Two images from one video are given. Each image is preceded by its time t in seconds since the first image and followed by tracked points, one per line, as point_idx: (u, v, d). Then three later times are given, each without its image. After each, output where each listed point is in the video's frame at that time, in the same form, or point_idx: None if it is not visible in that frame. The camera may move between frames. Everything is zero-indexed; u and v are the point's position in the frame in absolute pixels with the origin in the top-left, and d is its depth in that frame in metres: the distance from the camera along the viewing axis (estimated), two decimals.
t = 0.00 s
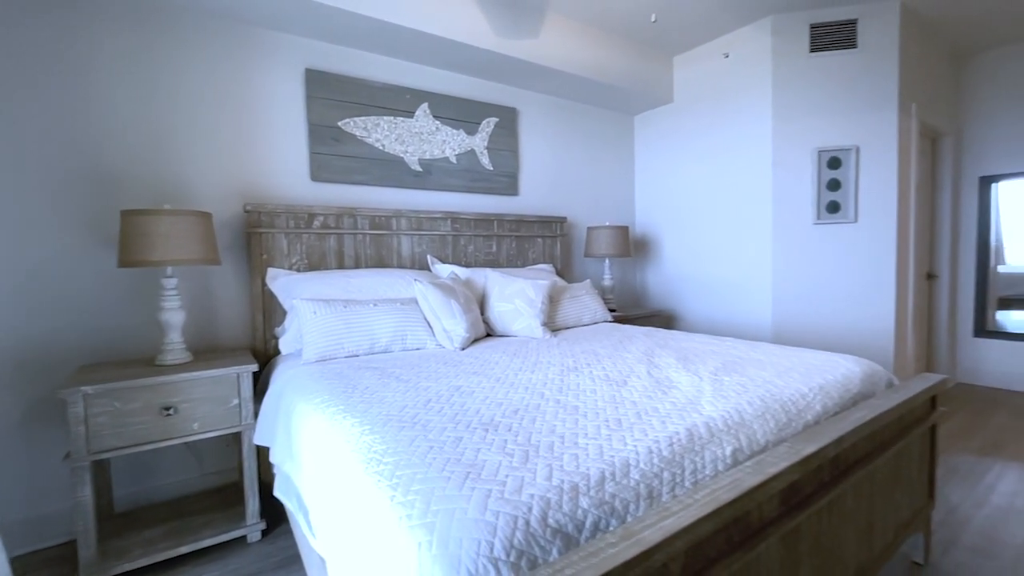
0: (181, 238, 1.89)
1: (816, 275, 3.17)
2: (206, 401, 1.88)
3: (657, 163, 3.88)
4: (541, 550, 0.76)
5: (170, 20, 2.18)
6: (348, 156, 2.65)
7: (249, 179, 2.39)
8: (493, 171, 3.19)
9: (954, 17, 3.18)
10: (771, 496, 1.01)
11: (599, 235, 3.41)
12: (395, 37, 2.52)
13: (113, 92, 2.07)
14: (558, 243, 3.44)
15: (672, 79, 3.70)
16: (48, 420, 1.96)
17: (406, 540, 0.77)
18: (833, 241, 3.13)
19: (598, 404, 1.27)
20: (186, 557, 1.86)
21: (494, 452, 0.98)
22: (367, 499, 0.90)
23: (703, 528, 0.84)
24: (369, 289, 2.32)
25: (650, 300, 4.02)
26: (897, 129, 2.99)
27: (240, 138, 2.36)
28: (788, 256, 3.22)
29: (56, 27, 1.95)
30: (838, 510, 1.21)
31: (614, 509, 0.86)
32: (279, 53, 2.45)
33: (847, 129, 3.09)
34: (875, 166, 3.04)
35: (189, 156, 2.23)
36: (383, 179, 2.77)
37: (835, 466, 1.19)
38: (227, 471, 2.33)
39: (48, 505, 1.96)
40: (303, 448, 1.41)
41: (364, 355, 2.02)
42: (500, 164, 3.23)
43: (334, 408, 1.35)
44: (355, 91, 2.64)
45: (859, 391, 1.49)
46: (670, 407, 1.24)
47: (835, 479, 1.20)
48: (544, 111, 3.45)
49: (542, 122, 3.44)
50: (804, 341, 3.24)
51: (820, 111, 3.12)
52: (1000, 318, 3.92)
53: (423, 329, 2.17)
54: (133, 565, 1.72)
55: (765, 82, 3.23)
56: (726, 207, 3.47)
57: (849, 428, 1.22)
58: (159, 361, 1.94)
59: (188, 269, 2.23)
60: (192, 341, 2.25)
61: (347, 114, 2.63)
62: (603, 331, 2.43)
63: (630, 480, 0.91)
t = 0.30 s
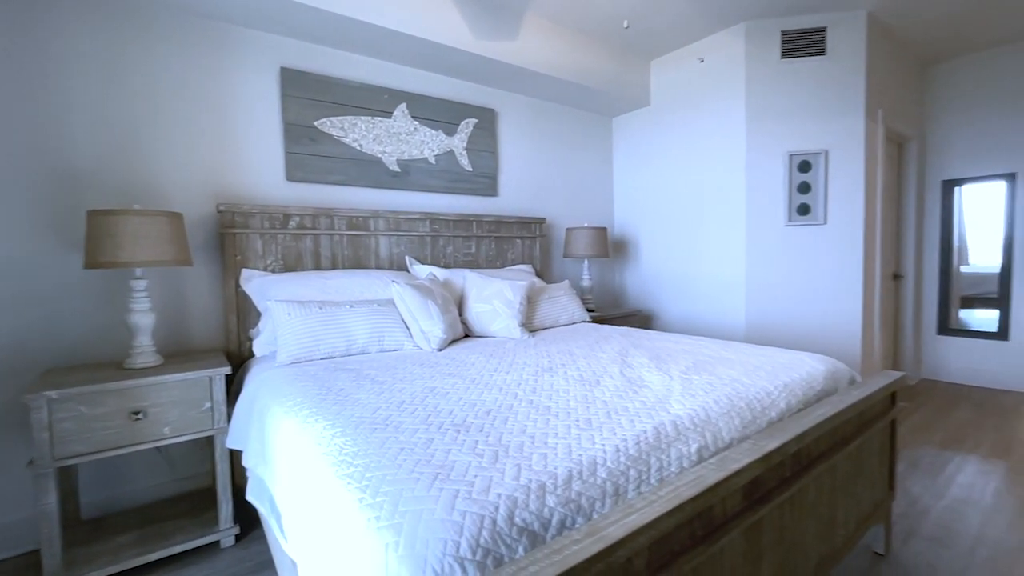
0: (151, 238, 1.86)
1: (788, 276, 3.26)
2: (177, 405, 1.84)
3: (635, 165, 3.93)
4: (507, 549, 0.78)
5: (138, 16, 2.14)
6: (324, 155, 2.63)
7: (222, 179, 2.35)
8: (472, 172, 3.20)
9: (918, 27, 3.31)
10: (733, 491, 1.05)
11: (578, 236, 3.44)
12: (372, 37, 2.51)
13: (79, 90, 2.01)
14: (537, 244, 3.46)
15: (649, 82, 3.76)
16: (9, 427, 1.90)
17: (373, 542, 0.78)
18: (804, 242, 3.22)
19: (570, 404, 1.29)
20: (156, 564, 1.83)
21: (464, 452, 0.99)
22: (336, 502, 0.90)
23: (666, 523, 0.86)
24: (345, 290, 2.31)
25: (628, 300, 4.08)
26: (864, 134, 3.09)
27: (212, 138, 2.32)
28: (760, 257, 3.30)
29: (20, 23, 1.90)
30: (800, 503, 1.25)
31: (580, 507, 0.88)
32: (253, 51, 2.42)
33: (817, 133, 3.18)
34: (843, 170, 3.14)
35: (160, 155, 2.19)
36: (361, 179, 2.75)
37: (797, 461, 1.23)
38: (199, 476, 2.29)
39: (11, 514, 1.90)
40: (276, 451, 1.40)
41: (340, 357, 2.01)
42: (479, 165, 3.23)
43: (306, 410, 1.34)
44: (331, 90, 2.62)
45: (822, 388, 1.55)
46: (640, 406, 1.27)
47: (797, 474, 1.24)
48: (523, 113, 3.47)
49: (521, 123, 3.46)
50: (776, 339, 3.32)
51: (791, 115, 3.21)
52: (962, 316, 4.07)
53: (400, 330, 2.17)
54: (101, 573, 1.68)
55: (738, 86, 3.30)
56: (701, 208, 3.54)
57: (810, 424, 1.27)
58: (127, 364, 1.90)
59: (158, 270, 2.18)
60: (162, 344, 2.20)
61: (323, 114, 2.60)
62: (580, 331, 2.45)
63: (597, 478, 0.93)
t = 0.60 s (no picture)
0: (115, 240, 1.81)
1: (758, 275, 3.34)
2: (142, 410, 1.80)
3: (611, 166, 3.98)
4: (468, 547, 0.79)
5: (101, 11, 2.08)
6: (297, 155, 2.60)
7: (191, 179, 2.30)
8: (449, 172, 3.20)
9: (879, 35, 3.43)
10: (694, 486, 1.08)
11: (554, 237, 3.47)
12: (345, 36, 2.49)
13: (37, 87, 1.95)
14: (514, 244, 3.48)
15: (624, 86, 3.81)
16: None
17: (335, 543, 0.78)
18: (773, 243, 3.31)
19: (539, 403, 1.31)
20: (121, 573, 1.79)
21: (430, 452, 1.00)
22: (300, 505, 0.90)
23: (625, 518, 0.89)
24: (318, 291, 2.29)
25: (605, 300, 4.12)
26: (829, 138, 3.20)
27: (180, 136, 2.27)
28: (732, 258, 3.38)
29: None
30: (761, 496, 1.30)
31: (543, 504, 0.90)
32: (222, 49, 2.38)
33: (785, 137, 3.27)
34: (809, 173, 3.24)
35: (124, 153, 2.14)
36: (335, 179, 2.73)
37: (757, 456, 1.27)
38: (168, 481, 2.24)
39: None
40: (243, 455, 1.38)
41: (313, 359, 2.00)
42: (455, 165, 3.23)
43: (274, 413, 1.33)
44: (303, 89, 2.59)
45: (784, 384, 1.60)
46: (607, 404, 1.30)
47: (758, 468, 1.28)
48: (500, 113, 3.48)
49: (497, 124, 3.47)
50: (747, 338, 3.40)
51: (760, 119, 3.29)
52: (924, 314, 4.23)
53: (374, 331, 2.16)
54: None
55: (710, 90, 3.37)
56: (675, 209, 3.60)
57: (770, 419, 1.32)
58: (90, 369, 1.85)
59: (123, 272, 2.13)
60: (128, 347, 2.15)
61: (295, 113, 2.57)
62: (555, 331, 2.48)
63: (560, 475, 0.95)
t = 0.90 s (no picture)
0: (71, 238, 1.75)
1: (728, 275, 3.42)
2: (101, 414, 1.75)
3: (587, 166, 4.01)
4: (429, 546, 0.79)
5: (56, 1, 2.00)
6: (267, 153, 2.55)
7: (154, 176, 2.24)
8: (424, 171, 3.18)
9: (843, 42, 3.55)
10: (657, 481, 1.10)
11: (530, 237, 3.49)
12: (316, 32, 2.46)
13: None
14: (490, 244, 3.48)
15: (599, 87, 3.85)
16: None
17: (294, 546, 0.77)
18: (743, 244, 3.39)
19: (507, 402, 1.32)
20: None
21: (395, 454, 0.99)
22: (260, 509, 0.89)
23: (586, 515, 0.90)
24: (288, 292, 2.25)
25: (581, 299, 4.16)
26: (795, 142, 3.30)
27: (143, 133, 2.21)
28: (703, 258, 3.44)
29: None
30: (723, 490, 1.33)
31: (506, 502, 0.90)
32: (188, 43, 2.32)
33: (754, 140, 3.35)
34: (777, 175, 3.33)
35: (82, 148, 2.06)
36: (306, 178, 2.69)
37: (719, 451, 1.31)
38: (130, 488, 2.18)
39: None
40: (206, 460, 1.35)
41: (281, 360, 1.96)
42: (430, 164, 3.22)
43: (237, 417, 1.30)
44: (273, 86, 2.55)
45: (748, 381, 1.64)
46: (574, 402, 1.31)
47: (720, 463, 1.32)
48: (475, 113, 3.48)
49: (473, 123, 3.47)
50: (718, 336, 3.47)
51: (730, 122, 3.37)
52: (886, 311, 4.39)
53: (345, 332, 2.14)
54: None
55: (682, 93, 3.43)
56: (649, 210, 3.65)
57: (732, 415, 1.35)
58: (45, 372, 1.78)
59: (82, 273, 2.06)
60: (87, 350, 2.08)
61: (265, 110, 2.52)
62: (529, 331, 2.49)
63: (524, 474, 0.96)
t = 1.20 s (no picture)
0: (21, 237, 1.67)
1: (699, 275, 3.48)
2: (54, 422, 1.67)
3: (561, 167, 4.04)
4: (388, 552, 0.78)
5: None
6: (233, 151, 2.49)
7: (112, 174, 2.16)
8: (397, 171, 3.15)
9: (809, 49, 3.66)
10: (621, 480, 1.11)
11: (505, 238, 3.49)
12: (285, 28, 2.41)
13: None
14: (464, 244, 3.46)
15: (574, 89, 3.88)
16: None
17: (247, 556, 0.75)
18: (713, 244, 3.46)
19: (474, 404, 1.31)
20: None
21: (356, 458, 0.98)
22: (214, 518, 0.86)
23: (549, 516, 0.90)
24: (254, 293, 2.20)
25: (556, 300, 4.18)
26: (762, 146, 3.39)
27: (100, 128, 2.13)
28: (675, 259, 3.49)
29: None
30: (688, 487, 1.36)
31: (468, 505, 0.90)
32: (148, 36, 2.24)
33: (724, 143, 3.43)
34: (745, 178, 3.42)
35: (34, 144, 1.98)
36: (274, 176, 2.63)
37: (684, 449, 1.33)
38: (87, 498, 2.09)
39: None
40: (163, 468, 1.31)
41: (247, 364, 1.92)
42: (404, 164, 3.19)
43: (196, 423, 1.26)
44: (239, 82, 2.48)
45: (713, 380, 1.68)
46: (541, 403, 1.32)
47: (685, 460, 1.34)
48: (449, 113, 3.46)
49: (447, 123, 3.45)
50: (690, 335, 3.53)
51: (701, 125, 3.43)
52: (851, 310, 4.53)
53: (314, 334, 2.10)
54: None
55: (654, 96, 3.47)
56: (621, 212, 3.69)
57: (696, 414, 1.38)
58: None
59: (33, 274, 1.97)
60: (39, 355, 1.99)
61: (231, 106, 2.46)
62: (502, 331, 2.49)
63: (488, 476, 0.96)
